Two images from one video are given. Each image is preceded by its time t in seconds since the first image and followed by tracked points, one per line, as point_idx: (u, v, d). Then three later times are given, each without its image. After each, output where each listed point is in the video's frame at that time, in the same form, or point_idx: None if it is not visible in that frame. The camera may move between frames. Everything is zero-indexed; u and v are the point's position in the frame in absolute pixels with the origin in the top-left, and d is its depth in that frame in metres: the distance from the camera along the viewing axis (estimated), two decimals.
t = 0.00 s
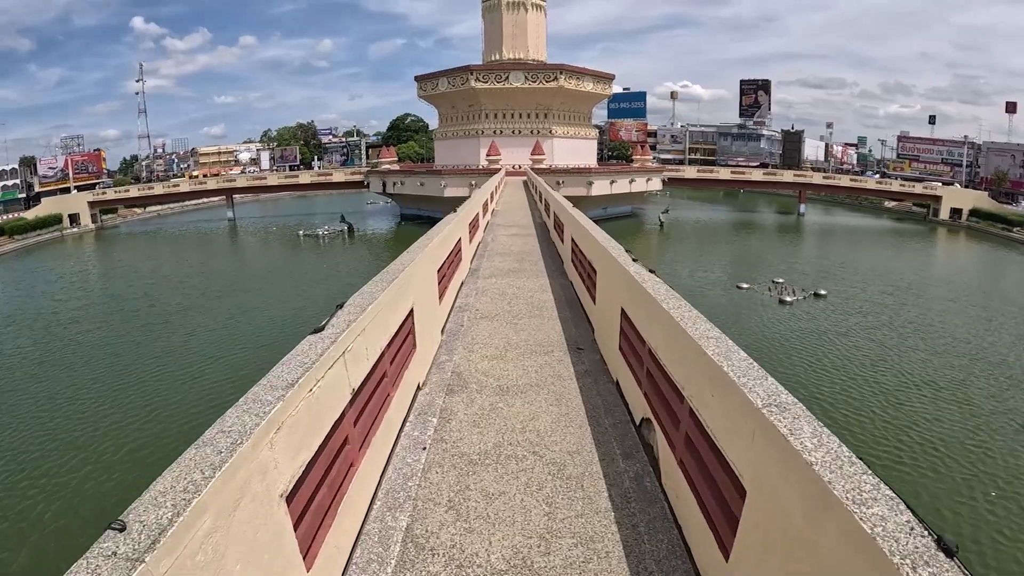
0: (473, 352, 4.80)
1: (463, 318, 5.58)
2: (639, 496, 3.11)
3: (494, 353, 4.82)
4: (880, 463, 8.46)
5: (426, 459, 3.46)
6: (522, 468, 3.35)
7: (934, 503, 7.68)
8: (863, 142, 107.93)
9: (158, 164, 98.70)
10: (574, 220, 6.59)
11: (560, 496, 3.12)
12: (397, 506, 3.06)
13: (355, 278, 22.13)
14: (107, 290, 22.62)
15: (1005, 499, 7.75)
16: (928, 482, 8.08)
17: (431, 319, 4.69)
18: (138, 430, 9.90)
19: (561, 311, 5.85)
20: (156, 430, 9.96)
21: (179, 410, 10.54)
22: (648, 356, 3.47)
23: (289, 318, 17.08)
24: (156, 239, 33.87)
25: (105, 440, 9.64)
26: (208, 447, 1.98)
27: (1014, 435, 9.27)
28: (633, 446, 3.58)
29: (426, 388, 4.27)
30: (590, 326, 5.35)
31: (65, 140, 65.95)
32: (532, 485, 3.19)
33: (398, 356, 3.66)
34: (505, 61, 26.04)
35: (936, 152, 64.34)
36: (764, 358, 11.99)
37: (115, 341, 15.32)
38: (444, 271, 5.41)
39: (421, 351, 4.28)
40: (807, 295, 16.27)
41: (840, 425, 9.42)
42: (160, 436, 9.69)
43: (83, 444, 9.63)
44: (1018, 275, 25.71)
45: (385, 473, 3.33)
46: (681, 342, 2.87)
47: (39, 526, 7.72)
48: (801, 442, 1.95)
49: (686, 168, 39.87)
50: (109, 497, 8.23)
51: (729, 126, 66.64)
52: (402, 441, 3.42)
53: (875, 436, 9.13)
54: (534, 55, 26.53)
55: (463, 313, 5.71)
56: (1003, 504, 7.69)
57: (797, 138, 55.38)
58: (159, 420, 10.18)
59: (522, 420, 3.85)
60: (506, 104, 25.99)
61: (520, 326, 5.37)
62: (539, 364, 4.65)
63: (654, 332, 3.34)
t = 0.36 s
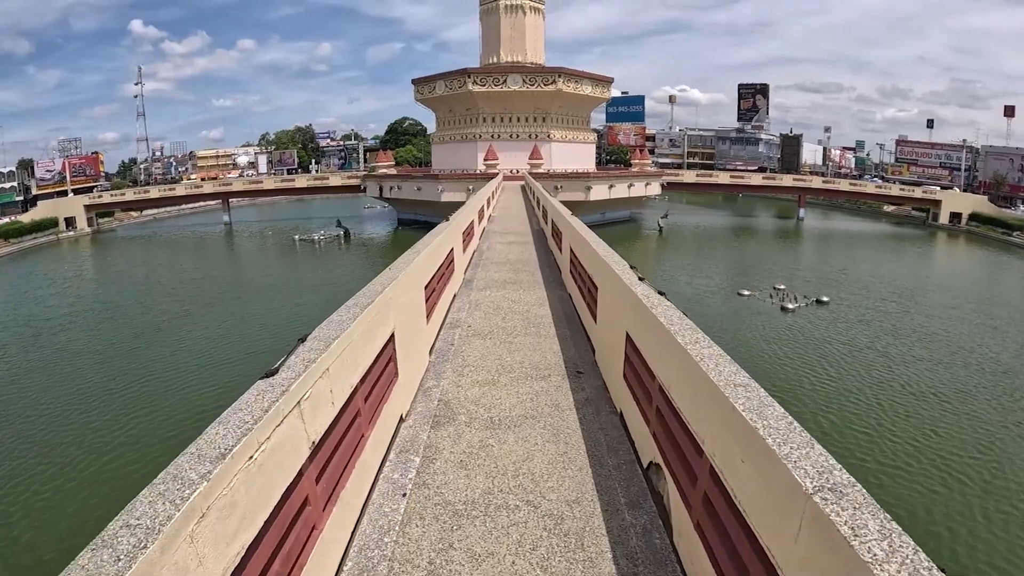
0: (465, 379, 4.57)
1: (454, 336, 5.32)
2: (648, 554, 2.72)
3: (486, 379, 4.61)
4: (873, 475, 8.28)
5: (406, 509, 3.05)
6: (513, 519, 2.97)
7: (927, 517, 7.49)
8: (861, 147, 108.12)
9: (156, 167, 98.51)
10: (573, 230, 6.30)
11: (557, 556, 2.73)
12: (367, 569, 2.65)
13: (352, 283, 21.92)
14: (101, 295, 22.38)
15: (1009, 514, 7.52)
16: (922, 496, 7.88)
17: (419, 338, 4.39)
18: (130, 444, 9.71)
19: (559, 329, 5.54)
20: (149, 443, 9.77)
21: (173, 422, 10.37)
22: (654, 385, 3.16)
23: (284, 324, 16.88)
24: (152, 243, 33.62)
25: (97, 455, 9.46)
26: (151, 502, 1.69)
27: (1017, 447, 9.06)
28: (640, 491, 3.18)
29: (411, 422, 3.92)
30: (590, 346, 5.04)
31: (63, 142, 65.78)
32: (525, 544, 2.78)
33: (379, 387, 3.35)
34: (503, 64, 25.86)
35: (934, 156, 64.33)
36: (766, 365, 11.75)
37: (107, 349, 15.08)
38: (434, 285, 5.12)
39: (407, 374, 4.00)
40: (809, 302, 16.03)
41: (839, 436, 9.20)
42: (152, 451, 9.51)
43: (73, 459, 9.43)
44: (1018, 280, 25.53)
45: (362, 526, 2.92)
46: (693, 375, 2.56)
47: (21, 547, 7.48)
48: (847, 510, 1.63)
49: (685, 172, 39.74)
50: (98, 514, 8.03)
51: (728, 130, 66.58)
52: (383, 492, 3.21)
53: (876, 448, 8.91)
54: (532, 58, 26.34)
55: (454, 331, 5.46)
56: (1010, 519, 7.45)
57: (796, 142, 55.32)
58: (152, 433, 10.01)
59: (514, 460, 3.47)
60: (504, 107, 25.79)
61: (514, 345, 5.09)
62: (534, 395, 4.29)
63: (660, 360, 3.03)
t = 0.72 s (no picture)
0: (459, 395, 4.27)
1: (449, 354, 5.04)
2: None
3: (484, 395, 4.30)
4: (878, 489, 8.09)
5: (385, 569, 2.58)
6: None
7: (933, 534, 7.26)
8: (861, 150, 108.24)
9: (156, 170, 98.46)
10: (577, 239, 5.97)
11: None
12: None
13: (352, 286, 21.75)
14: (98, 299, 22.19)
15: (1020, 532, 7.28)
16: (928, 513, 7.66)
17: (410, 362, 4.09)
18: (134, 459, 9.60)
19: (563, 347, 5.23)
20: (145, 458, 9.63)
21: (178, 435, 10.25)
22: (670, 422, 2.84)
23: (286, 328, 16.71)
24: (149, 246, 33.42)
25: (98, 471, 9.34)
26: None
27: None
28: (660, 546, 2.73)
29: (398, 456, 3.49)
30: (596, 367, 4.73)
31: (62, 145, 65.77)
32: None
33: (358, 422, 2.90)
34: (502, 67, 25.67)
35: (934, 159, 64.19)
36: (769, 375, 11.56)
37: (107, 355, 14.89)
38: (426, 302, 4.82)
39: (398, 404, 3.70)
40: (814, 308, 15.75)
41: (844, 450, 8.98)
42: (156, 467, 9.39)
43: (68, 475, 9.29)
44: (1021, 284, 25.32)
45: None
46: (718, 422, 2.24)
47: (19, 569, 7.35)
48: None
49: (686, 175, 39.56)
50: (91, 533, 7.87)
51: (728, 132, 66.43)
52: (368, 520, 2.92)
53: (881, 462, 8.69)
54: (531, 60, 26.15)
55: (449, 348, 5.19)
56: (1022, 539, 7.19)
57: (796, 144, 55.14)
58: (156, 447, 9.88)
59: (513, 503, 3.01)
60: (503, 110, 25.59)
61: (513, 366, 4.78)
62: (537, 424, 3.85)
63: (679, 396, 2.72)
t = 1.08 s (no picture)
0: (459, 426, 3.98)
1: (448, 376, 4.75)
2: None
3: (487, 427, 4.02)
4: (896, 500, 7.94)
5: None
6: None
7: (951, 553, 6.98)
8: (863, 152, 107.90)
9: (157, 172, 98.37)
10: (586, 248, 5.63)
11: None
12: None
13: (355, 289, 21.54)
14: (98, 301, 22.00)
15: None
16: (946, 527, 7.46)
17: (402, 389, 3.78)
18: (137, 466, 9.41)
19: (575, 368, 4.93)
20: (136, 466, 9.40)
21: (183, 441, 10.08)
22: (711, 474, 2.54)
23: (292, 331, 16.52)
24: (148, 248, 33.20)
25: (88, 480, 9.12)
26: None
27: None
28: None
29: (388, 502, 3.20)
30: (611, 393, 4.43)
31: (63, 146, 65.64)
32: None
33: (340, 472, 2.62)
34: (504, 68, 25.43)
35: (937, 161, 63.90)
36: (780, 383, 11.31)
37: (109, 359, 14.71)
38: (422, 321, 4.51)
39: (388, 439, 3.40)
40: (821, 314, 15.44)
41: (859, 465, 8.72)
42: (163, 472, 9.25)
43: (58, 484, 9.07)
44: None
45: None
46: (785, 500, 1.92)
47: None
48: None
49: (688, 177, 39.33)
50: (78, 547, 7.61)
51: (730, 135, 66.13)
52: None
53: (896, 477, 8.44)
54: (533, 61, 25.91)
55: (449, 369, 4.90)
56: None
57: (799, 147, 54.85)
58: (161, 453, 9.72)
59: (521, 565, 2.71)
60: (505, 112, 25.34)
61: (518, 391, 4.49)
62: (547, 463, 3.55)
63: (722, 449, 2.39)
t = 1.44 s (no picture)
0: (457, 461, 3.63)
1: (446, 400, 4.41)
2: None
3: (488, 462, 3.67)
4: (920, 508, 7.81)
5: None
6: None
7: (974, 572, 6.67)
8: (867, 153, 107.43)
9: (159, 173, 98.41)
10: (598, 256, 5.24)
11: None
12: None
13: (357, 291, 21.30)
14: (97, 303, 21.81)
15: None
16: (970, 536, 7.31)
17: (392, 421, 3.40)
18: (131, 475, 9.10)
19: (589, 392, 4.57)
20: (130, 469, 9.21)
21: (180, 449, 9.77)
22: (759, 541, 2.17)
23: (294, 335, 16.24)
24: (149, 250, 33.03)
25: (82, 482, 8.92)
26: None
27: None
28: None
29: (375, 556, 2.88)
30: (630, 422, 4.07)
31: (64, 147, 65.59)
32: None
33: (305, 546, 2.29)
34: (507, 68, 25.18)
35: (941, 163, 63.53)
36: (794, 391, 11.06)
37: (108, 363, 14.45)
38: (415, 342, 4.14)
39: (376, 482, 3.03)
40: (831, 319, 15.09)
41: (877, 476, 8.48)
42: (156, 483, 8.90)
43: (50, 487, 8.87)
44: None
45: None
46: None
47: None
48: None
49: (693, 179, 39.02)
50: (67, 557, 7.38)
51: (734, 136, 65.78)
52: None
53: (916, 491, 8.17)
54: (537, 62, 25.66)
55: (448, 391, 4.57)
56: None
57: (803, 148, 54.50)
58: (157, 461, 9.40)
59: None
60: (508, 112, 25.08)
61: (524, 419, 4.12)
62: (557, 509, 3.18)
63: (773, 515, 2.04)
